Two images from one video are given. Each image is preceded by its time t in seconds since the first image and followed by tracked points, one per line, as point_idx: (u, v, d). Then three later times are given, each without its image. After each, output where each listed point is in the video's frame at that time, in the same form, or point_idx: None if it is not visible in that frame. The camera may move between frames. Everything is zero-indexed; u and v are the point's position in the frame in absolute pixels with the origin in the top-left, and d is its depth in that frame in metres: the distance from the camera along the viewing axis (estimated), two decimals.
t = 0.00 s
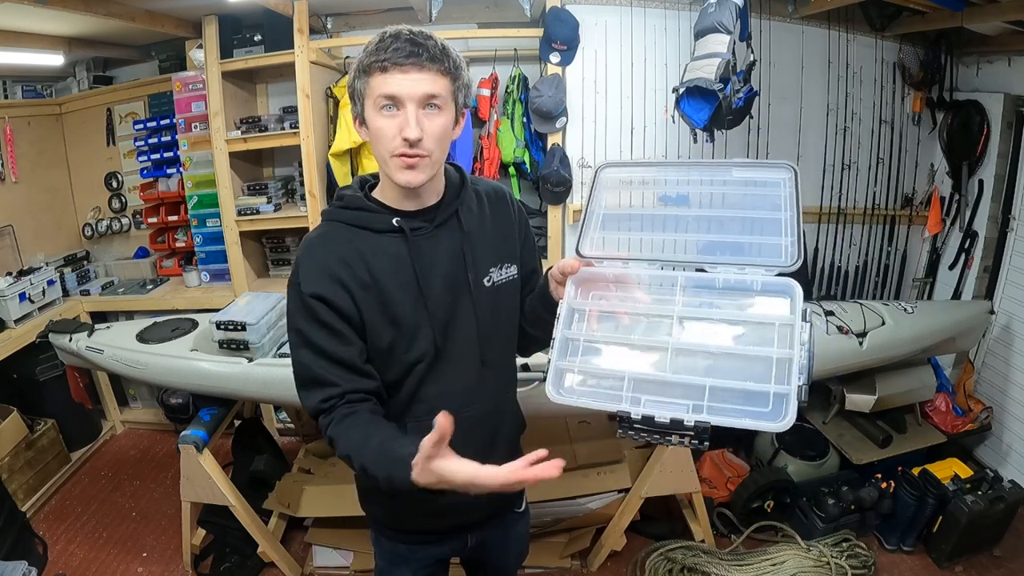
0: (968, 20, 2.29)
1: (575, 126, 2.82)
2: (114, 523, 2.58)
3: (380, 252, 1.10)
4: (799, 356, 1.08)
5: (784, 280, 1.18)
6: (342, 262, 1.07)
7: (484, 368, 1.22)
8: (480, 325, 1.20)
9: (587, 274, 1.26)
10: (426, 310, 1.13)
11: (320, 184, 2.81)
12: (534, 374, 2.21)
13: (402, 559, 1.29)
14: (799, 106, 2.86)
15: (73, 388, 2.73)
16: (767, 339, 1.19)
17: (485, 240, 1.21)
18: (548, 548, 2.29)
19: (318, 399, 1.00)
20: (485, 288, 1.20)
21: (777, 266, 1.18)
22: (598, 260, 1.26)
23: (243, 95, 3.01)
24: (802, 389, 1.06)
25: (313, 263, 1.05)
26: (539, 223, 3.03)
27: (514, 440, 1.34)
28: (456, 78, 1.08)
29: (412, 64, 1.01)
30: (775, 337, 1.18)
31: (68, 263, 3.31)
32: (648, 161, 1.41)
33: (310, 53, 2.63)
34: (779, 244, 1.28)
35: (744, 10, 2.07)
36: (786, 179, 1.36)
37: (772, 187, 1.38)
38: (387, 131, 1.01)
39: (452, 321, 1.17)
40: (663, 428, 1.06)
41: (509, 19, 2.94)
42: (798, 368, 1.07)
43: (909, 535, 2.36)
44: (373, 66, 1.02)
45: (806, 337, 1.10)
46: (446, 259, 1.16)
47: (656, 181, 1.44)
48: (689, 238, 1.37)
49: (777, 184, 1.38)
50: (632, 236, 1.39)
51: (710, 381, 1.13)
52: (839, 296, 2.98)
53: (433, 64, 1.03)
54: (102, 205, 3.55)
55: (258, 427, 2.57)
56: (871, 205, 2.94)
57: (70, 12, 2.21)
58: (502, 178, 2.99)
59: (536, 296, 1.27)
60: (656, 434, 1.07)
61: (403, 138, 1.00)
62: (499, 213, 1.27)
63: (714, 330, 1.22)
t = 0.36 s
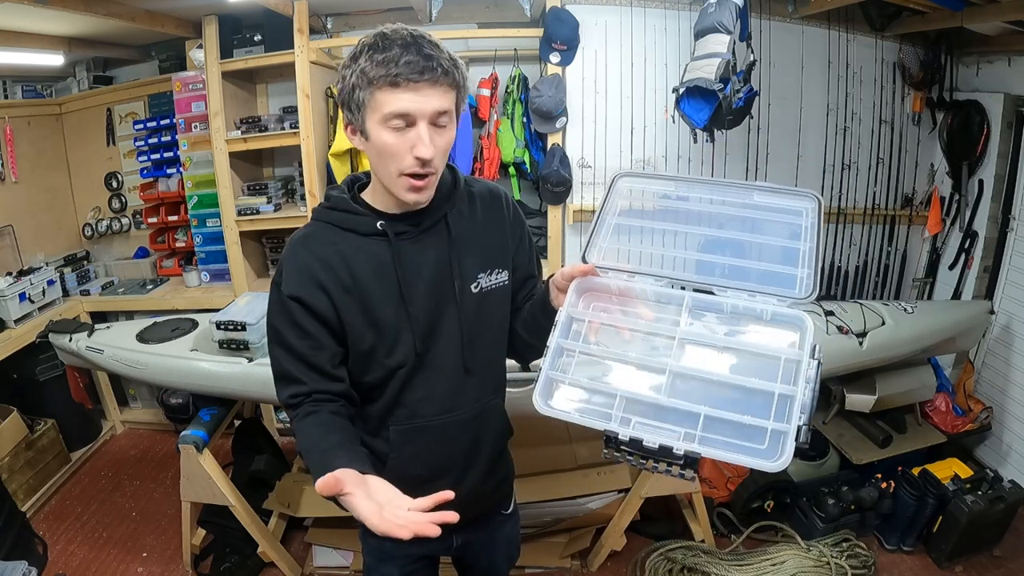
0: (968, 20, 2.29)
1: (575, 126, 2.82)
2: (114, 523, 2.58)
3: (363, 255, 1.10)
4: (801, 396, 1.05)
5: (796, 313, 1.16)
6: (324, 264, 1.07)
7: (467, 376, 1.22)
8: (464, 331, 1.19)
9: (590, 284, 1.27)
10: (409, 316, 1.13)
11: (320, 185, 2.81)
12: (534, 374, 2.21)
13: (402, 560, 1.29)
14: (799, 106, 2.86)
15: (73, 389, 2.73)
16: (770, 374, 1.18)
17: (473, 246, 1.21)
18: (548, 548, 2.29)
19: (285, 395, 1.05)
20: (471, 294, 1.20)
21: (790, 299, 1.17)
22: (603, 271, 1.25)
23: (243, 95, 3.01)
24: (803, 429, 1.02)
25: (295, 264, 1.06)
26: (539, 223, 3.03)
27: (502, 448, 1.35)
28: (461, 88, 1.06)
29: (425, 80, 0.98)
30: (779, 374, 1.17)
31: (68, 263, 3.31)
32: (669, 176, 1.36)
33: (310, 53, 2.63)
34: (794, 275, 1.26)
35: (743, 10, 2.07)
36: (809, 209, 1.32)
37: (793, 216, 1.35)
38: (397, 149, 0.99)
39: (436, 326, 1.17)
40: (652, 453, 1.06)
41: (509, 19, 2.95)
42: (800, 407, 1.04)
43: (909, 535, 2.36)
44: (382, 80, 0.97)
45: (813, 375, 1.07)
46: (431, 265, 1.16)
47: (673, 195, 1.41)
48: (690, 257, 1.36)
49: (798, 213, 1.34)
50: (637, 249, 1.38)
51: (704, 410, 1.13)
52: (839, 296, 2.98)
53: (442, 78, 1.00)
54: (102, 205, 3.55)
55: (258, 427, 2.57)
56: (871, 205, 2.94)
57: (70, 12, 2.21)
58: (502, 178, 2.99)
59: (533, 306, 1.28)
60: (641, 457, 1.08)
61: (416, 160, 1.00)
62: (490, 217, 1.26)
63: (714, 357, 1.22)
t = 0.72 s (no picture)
0: (968, 20, 2.29)
1: (575, 126, 2.82)
2: (114, 524, 2.58)
3: (364, 261, 1.09)
4: (796, 411, 1.04)
5: (791, 327, 1.17)
6: (325, 271, 1.06)
7: (470, 380, 1.22)
8: (467, 334, 1.20)
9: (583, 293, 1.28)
10: (412, 322, 1.13)
11: (320, 185, 2.81)
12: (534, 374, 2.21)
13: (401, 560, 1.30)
14: (799, 106, 2.86)
15: (73, 389, 2.72)
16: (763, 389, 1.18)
17: (474, 250, 1.21)
18: (548, 548, 2.29)
19: (306, 407, 1.02)
20: (473, 298, 1.20)
21: (785, 312, 1.18)
22: (597, 282, 1.28)
23: (243, 95, 3.01)
24: (797, 445, 1.02)
25: (296, 272, 1.05)
26: (539, 223, 3.03)
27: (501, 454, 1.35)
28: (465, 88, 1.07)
29: (437, 82, 0.98)
30: (773, 389, 1.16)
31: (68, 263, 3.31)
32: (667, 186, 1.37)
33: (310, 53, 2.63)
34: (790, 289, 1.26)
35: (743, 9, 2.07)
36: (808, 223, 1.32)
37: (792, 230, 1.35)
38: (411, 152, 0.99)
39: (439, 331, 1.17)
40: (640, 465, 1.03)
41: (509, 19, 2.94)
42: (794, 423, 1.04)
43: (909, 535, 2.36)
44: (395, 83, 0.96)
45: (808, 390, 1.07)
46: (433, 269, 1.16)
47: (672, 206, 1.41)
48: (686, 268, 1.37)
49: (796, 226, 1.34)
50: (633, 259, 1.37)
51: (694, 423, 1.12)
52: (840, 296, 2.97)
53: (453, 78, 1.01)
54: (102, 205, 3.55)
55: (258, 427, 2.57)
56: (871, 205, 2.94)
57: (70, 12, 2.21)
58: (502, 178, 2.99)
59: (528, 312, 1.28)
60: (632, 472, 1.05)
61: (430, 161, 1.00)
62: (490, 219, 1.26)
63: (715, 372, 1.23)
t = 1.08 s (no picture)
0: (968, 20, 2.29)
1: (575, 126, 2.83)
2: (114, 523, 2.58)
3: (369, 262, 1.08)
4: (784, 414, 1.05)
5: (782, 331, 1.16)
6: (331, 271, 1.03)
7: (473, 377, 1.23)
8: (468, 333, 1.21)
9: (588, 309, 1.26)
10: (417, 322, 1.12)
11: (320, 184, 2.81)
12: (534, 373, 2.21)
13: (400, 562, 1.29)
14: (799, 106, 2.86)
15: (73, 389, 2.72)
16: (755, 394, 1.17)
17: (472, 250, 1.22)
18: (548, 548, 2.28)
19: (325, 411, 0.91)
20: (472, 296, 1.22)
21: (777, 317, 1.14)
22: (597, 297, 1.27)
23: (243, 95, 3.01)
24: (786, 447, 1.02)
25: (300, 272, 1.00)
26: (539, 223, 3.03)
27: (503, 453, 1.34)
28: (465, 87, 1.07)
29: (437, 80, 0.98)
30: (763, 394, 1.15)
31: (68, 263, 3.31)
32: (661, 188, 1.33)
33: (310, 53, 2.63)
34: (785, 289, 1.23)
35: (743, 9, 2.07)
36: (804, 211, 1.26)
37: (789, 220, 1.29)
38: (411, 151, 0.99)
39: (442, 330, 1.17)
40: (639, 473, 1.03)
41: (509, 19, 2.95)
42: (783, 425, 1.04)
43: (909, 535, 2.36)
44: (395, 81, 0.96)
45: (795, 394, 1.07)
46: (435, 268, 1.16)
47: (671, 205, 1.37)
48: (686, 276, 1.38)
49: (796, 217, 1.27)
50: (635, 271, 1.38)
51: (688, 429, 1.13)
52: (839, 296, 2.97)
53: (453, 77, 1.01)
54: (102, 205, 3.55)
55: (258, 427, 2.57)
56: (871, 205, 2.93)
57: (70, 12, 2.21)
58: (502, 178, 2.99)
59: (530, 315, 1.30)
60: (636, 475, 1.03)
61: (430, 158, 1.00)
62: (484, 219, 1.28)
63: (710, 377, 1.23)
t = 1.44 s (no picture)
0: (968, 20, 2.29)
1: (575, 126, 2.83)
2: (114, 524, 2.57)
3: (375, 255, 1.08)
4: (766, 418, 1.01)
5: (772, 334, 1.13)
6: (339, 259, 1.03)
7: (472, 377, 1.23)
8: (471, 332, 1.20)
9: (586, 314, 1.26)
10: (418, 317, 1.12)
11: (320, 184, 2.81)
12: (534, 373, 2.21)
13: (399, 562, 1.29)
14: (800, 106, 2.86)
15: (73, 389, 2.72)
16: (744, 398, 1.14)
17: (478, 249, 1.22)
18: (548, 548, 2.28)
19: (323, 395, 0.89)
20: (477, 296, 1.21)
21: (766, 317, 1.12)
22: (594, 299, 1.28)
23: (243, 95, 3.01)
24: (764, 454, 0.98)
25: (307, 258, 1.00)
26: (539, 223, 3.04)
27: (503, 452, 1.34)
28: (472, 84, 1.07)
29: (443, 76, 0.98)
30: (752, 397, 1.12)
31: (68, 263, 3.31)
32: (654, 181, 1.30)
33: (310, 53, 2.63)
34: (779, 285, 1.20)
35: (743, 9, 2.07)
36: (801, 197, 1.21)
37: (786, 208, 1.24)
38: (414, 146, 0.99)
39: (444, 327, 1.17)
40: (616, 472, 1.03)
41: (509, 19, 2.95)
42: (763, 431, 0.99)
43: (909, 535, 2.36)
44: (401, 76, 0.96)
45: (782, 398, 1.02)
46: (440, 264, 1.16)
47: (666, 197, 1.34)
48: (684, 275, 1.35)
49: (791, 207, 1.23)
50: (634, 271, 1.37)
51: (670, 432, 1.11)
52: (839, 296, 2.97)
53: (458, 74, 1.01)
54: (102, 205, 3.55)
55: (258, 427, 2.57)
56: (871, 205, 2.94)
57: (70, 12, 2.21)
58: (502, 178, 2.99)
59: (533, 318, 1.29)
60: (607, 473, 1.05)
61: (434, 153, 0.99)
62: (493, 220, 1.28)
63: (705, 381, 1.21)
